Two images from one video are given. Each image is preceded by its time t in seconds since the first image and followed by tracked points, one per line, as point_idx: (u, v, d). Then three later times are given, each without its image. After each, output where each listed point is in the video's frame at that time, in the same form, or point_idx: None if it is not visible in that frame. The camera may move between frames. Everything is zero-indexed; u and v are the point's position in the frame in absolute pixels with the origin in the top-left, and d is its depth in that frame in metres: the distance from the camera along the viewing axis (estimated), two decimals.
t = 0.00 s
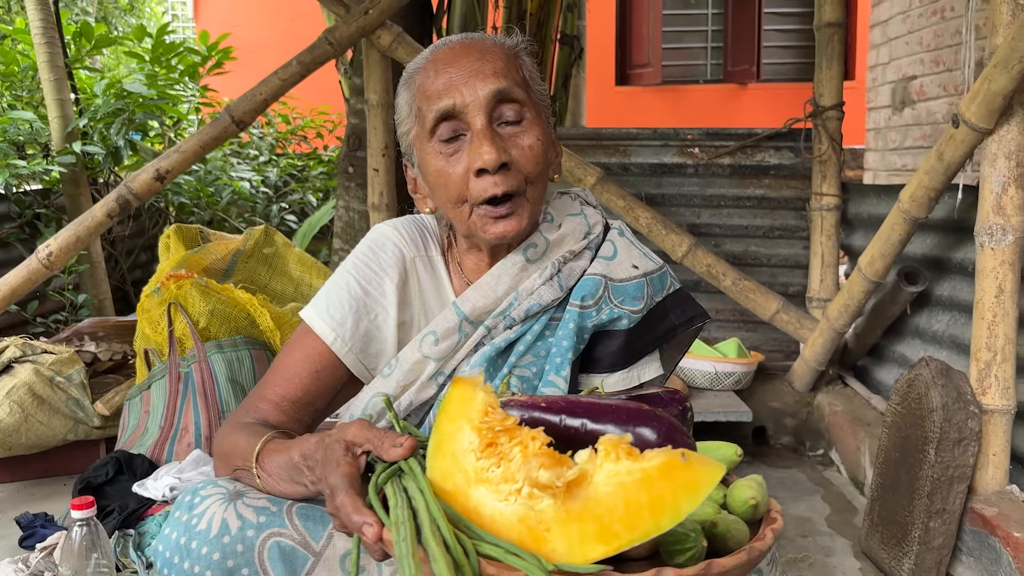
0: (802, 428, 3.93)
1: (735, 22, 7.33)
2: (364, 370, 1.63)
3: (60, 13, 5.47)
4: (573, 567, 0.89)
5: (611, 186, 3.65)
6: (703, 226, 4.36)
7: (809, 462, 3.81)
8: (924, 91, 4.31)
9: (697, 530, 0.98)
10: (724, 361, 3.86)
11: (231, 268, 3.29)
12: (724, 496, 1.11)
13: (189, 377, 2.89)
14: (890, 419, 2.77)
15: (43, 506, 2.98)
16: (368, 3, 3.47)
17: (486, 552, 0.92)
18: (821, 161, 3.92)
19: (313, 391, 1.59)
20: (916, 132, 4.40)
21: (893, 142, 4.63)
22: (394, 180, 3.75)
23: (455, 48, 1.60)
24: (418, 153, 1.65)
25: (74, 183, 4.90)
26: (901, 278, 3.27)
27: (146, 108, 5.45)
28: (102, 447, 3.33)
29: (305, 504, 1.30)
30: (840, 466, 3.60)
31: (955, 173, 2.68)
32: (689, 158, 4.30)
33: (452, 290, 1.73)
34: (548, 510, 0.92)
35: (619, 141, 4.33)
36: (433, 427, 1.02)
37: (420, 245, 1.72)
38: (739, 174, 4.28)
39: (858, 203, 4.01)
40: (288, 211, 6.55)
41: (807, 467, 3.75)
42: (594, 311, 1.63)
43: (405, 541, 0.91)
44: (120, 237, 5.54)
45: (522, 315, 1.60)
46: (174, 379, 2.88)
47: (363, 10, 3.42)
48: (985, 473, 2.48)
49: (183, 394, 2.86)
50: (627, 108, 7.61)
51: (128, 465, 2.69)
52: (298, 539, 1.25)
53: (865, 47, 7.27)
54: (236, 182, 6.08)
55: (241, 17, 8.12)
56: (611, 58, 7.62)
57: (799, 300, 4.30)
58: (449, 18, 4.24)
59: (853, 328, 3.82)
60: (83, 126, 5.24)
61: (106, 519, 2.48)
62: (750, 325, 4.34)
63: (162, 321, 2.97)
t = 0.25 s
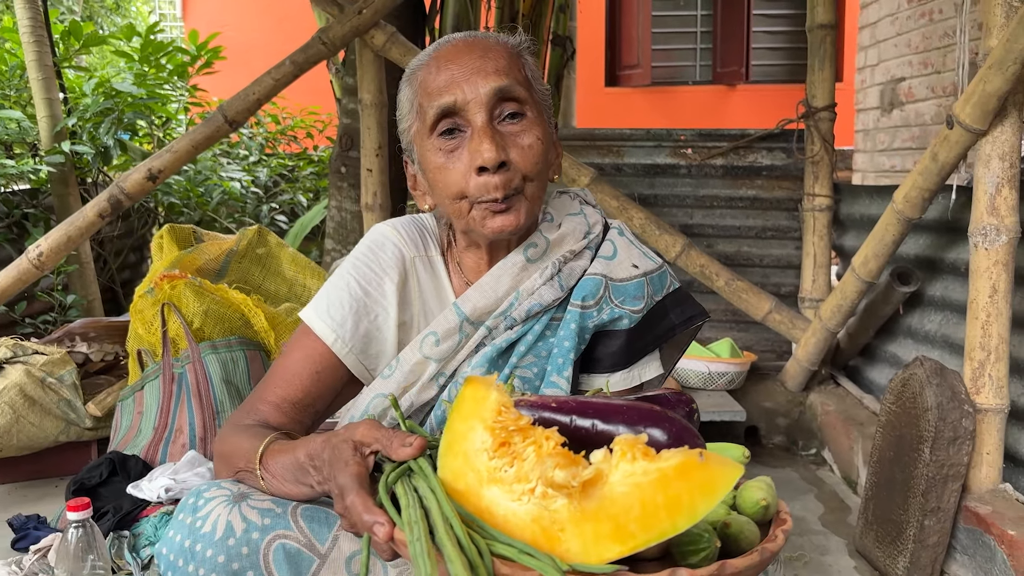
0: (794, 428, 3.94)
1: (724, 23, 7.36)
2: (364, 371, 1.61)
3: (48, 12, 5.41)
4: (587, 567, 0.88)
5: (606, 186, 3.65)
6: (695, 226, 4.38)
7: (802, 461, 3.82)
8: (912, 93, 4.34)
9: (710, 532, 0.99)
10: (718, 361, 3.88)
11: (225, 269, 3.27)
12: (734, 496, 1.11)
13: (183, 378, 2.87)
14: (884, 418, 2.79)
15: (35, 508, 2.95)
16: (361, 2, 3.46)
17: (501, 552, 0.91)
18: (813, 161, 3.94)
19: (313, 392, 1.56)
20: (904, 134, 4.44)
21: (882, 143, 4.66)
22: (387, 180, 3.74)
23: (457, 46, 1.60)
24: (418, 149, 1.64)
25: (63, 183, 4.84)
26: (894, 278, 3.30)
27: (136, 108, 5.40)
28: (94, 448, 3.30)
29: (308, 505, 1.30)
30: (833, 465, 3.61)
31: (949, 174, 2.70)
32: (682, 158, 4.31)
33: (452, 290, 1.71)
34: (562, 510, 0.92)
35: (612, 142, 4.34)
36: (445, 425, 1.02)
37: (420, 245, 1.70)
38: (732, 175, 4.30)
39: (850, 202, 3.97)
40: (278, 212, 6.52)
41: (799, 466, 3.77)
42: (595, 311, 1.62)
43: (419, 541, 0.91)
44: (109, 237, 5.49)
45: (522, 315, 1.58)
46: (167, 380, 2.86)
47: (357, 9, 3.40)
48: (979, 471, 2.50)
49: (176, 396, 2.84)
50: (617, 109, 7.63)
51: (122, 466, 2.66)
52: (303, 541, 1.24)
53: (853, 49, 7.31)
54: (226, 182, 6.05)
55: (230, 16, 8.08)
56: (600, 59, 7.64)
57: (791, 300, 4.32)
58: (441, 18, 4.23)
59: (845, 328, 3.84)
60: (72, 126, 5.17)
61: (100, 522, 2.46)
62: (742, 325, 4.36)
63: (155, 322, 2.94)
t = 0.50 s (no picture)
0: (787, 427, 3.95)
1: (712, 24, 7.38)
2: (367, 370, 1.59)
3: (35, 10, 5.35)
4: (602, 564, 0.87)
5: (600, 186, 3.64)
6: (688, 227, 4.39)
7: (795, 460, 3.83)
8: (901, 94, 4.36)
9: (724, 528, 0.97)
10: (712, 361, 3.89)
11: (217, 268, 3.25)
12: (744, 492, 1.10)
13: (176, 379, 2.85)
14: (879, 418, 2.80)
15: (24, 509, 2.91)
16: (355, 1, 3.44)
17: (514, 549, 0.90)
18: (806, 162, 3.95)
19: (317, 391, 1.54)
20: (893, 135, 4.46)
21: (871, 144, 4.69)
22: (380, 179, 3.72)
23: (457, 45, 1.58)
24: (419, 150, 1.63)
25: (50, 182, 4.78)
26: (887, 278, 3.32)
27: (125, 107, 5.34)
28: (84, 449, 3.27)
29: (314, 504, 1.28)
30: (826, 464, 3.62)
31: (943, 174, 2.72)
32: (675, 158, 4.32)
33: (454, 289, 1.70)
34: (575, 506, 0.90)
35: (605, 142, 4.34)
36: (457, 423, 1.00)
37: (422, 244, 1.68)
38: (725, 175, 4.30)
39: (842, 204, 4.01)
40: (268, 212, 6.48)
41: (792, 465, 3.78)
42: (598, 309, 1.61)
43: (433, 538, 0.90)
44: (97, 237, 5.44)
45: (527, 314, 1.57)
46: (160, 380, 2.83)
47: (351, 8, 3.38)
48: (974, 469, 2.52)
49: (168, 397, 2.83)
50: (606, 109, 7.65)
51: (115, 468, 2.63)
52: (308, 540, 1.22)
53: (841, 51, 7.35)
54: (216, 182, 6.01)
55: (218, 16, 8.03)
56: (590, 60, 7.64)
57: (783, 300, 4.33)
58: (434, 18, 4.22)
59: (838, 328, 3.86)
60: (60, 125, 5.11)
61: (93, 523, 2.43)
62: (734, 325, 4.37)
63: (148, 322, 2.91)
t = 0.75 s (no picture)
0: (781, 427, 3.96)
1: (705, 26, 7.40)
2: (368, 370, 1.58)
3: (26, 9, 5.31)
4: (612, 563, 0.86)
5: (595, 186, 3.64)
6: (683, 227, 4.39)
7: (790, 460, 3.83)
8: (893, 95, 4.38)
9: (732, 525, 0.96)
10: (707, 361, 3.90)
11: (212, 268, 3.23)
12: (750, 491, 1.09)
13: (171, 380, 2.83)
14: (875, 417, 2.81)
15: (17, 511, 2.89)
16: (350, 1, 3.43)
17: (523, 548, 0.89)
18: (800, 162, 3.96)
19: (318, 391, 1.53)
20: (885, 135, 4.48)
21: (863, 145, 4.71)
22: (375, 179, 3.71)
23: (459, 44, 1.58)
24: (421, 149, 1.62)
25: (41, 182, 4.74)
26: (882, 278, 3.33)
27: (116, 107, 5.31)
28: (78, 451, 3.24)
29: (317, 504, 1.28)
30: (821, 464, 3.63)
31: (939, 174, 2.73)
32: (670, 159, 4.33)
33: (455, 289, 1.69)
34: (584, 505, 0.90)
35: (600, 142, 4.34)
36: (463, 421, 1.00)
37: (423, 244, 1.68)
38: (719, 176, 4.31)
39: (836, 204, 4.00)
40: (260, 212, 6.46)
41: (787, 465, 3.79)
42: (600, 309, 1.61)
43: (442, 537, 0.90)
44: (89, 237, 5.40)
45: (528, 313, 1.56)
46: (155, 381, 2.82)
47: (346, 8, 3.37)
48: (970, 469, 2.53)
49: (163, 398, 2.81)
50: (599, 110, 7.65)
51: (110, 469, 2.62)
52: (312, 540, 1.22)
53: (832, 52, 7.38)
54: (208, 182, 5.98)
55: (209, 16, 8.00)
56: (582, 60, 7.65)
57: (778, 300, 4.34)
58: (428, 18, 4.22)
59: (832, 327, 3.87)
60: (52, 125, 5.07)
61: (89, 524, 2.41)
62: (729, 325, 4.38)
63: (143, 322, 2.89)
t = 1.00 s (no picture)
0: (775, 428, 3.98)
1: (697, 28, 7.43)
2: (367, 374, 1.57)
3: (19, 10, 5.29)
4: (616, 565, 0.87)
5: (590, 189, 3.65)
6: (676, 229, 4.41)
7: (783, 461, 3.85)
8: (884, 98, 4.41)
9: (732, 528, 0.97)
10: (701, 363, 3.91)
11: (208, 271, 3.23)
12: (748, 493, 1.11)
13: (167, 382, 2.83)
14: (869, 419, 2.82)
15: (12, 514, 2.88)
16: (345, 4, 3.43)
17: (527, 551, 0.90)
18: (793, 165, 3.99)
19: (316, 395, 1.53)
20: (877, 138, 4.51)
21: (854, 147, 4.74)
22: (370, 182, 3.71)
23: (454, 55, 1.58)
24: (419, 162, 1.63)
25: (34, 184, 4.72)
26: (875, 280, 3.36)
27: (109, 109, 5.29)
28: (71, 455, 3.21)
29: (317, 508, 1.28)
30: (815, 465, 3.65)
31: (932, 178, 2.75)
32: (664, 162, 4.35)
33: (454, 293, 1.69)
34: (587, 507, 0.91)
35: (594, 144, 4.35)
36: (466, 426, 1.01)
37: (421, 248, 1.68)
38: (713, 178, 4.33)
39: (829, 206, 4.02)
40: (254, 214, 6.45)
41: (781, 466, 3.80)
42: (598, 312, 1.61)
43: (447, 540, 0.90)
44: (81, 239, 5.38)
45: (528, 317, 1.57)
46: (150, 384, 2.81)
47: (341, 11, 3.38)
48: (963, 470, 2.55)
49: (158, 401, 2.81)
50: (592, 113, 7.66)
51: (106, 472, 2.62)
52: (313, 544, 1.22)
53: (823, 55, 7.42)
54: (202, 184, 5.98)
55: (202, 17, 7.98)
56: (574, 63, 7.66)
57: (771, 302, 4.36)
58: (422, 21, 4.22)
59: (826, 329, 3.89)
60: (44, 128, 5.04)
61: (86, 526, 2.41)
62: (722, 327, 4.40)
63: (138, 326, 2.88)
